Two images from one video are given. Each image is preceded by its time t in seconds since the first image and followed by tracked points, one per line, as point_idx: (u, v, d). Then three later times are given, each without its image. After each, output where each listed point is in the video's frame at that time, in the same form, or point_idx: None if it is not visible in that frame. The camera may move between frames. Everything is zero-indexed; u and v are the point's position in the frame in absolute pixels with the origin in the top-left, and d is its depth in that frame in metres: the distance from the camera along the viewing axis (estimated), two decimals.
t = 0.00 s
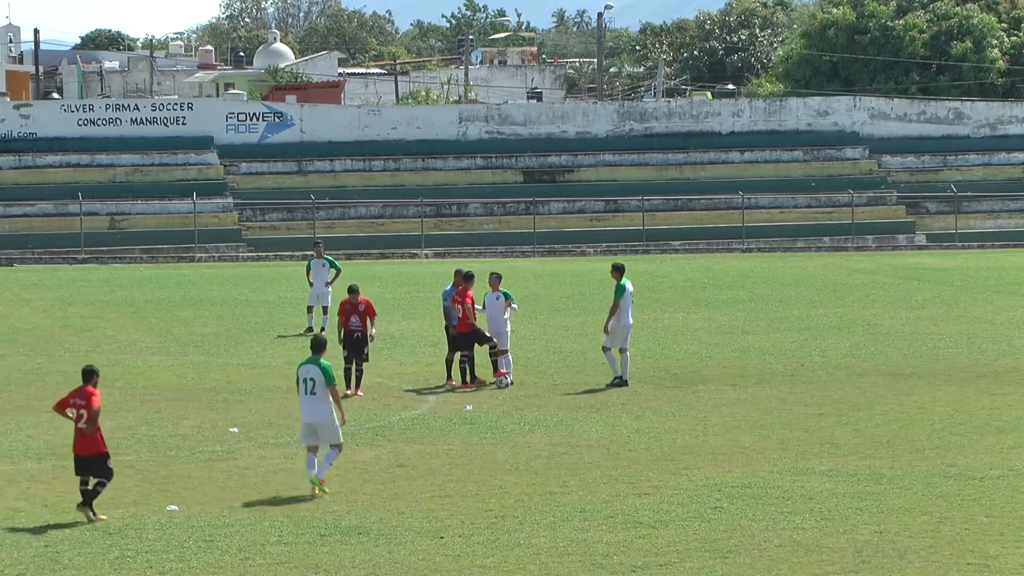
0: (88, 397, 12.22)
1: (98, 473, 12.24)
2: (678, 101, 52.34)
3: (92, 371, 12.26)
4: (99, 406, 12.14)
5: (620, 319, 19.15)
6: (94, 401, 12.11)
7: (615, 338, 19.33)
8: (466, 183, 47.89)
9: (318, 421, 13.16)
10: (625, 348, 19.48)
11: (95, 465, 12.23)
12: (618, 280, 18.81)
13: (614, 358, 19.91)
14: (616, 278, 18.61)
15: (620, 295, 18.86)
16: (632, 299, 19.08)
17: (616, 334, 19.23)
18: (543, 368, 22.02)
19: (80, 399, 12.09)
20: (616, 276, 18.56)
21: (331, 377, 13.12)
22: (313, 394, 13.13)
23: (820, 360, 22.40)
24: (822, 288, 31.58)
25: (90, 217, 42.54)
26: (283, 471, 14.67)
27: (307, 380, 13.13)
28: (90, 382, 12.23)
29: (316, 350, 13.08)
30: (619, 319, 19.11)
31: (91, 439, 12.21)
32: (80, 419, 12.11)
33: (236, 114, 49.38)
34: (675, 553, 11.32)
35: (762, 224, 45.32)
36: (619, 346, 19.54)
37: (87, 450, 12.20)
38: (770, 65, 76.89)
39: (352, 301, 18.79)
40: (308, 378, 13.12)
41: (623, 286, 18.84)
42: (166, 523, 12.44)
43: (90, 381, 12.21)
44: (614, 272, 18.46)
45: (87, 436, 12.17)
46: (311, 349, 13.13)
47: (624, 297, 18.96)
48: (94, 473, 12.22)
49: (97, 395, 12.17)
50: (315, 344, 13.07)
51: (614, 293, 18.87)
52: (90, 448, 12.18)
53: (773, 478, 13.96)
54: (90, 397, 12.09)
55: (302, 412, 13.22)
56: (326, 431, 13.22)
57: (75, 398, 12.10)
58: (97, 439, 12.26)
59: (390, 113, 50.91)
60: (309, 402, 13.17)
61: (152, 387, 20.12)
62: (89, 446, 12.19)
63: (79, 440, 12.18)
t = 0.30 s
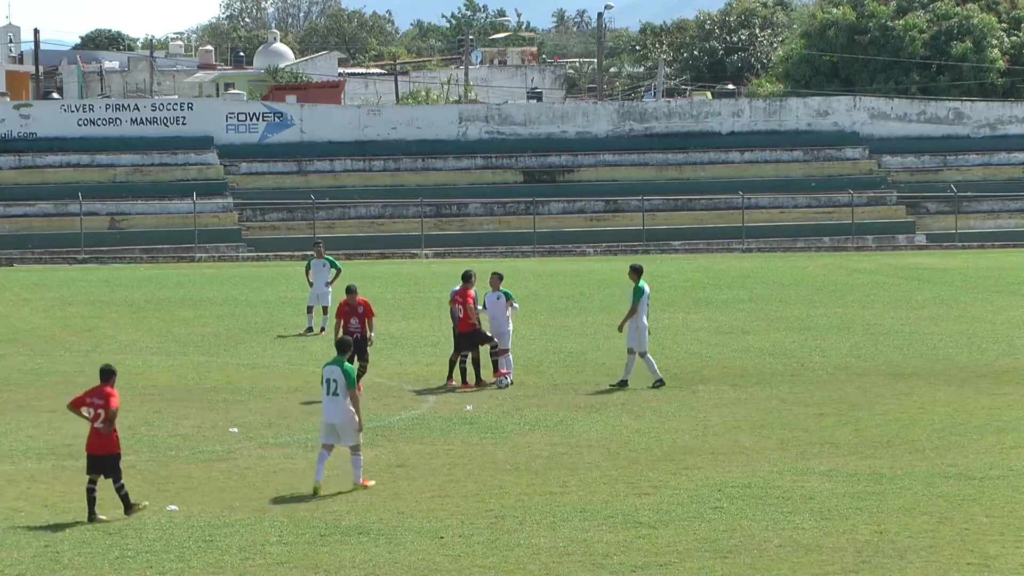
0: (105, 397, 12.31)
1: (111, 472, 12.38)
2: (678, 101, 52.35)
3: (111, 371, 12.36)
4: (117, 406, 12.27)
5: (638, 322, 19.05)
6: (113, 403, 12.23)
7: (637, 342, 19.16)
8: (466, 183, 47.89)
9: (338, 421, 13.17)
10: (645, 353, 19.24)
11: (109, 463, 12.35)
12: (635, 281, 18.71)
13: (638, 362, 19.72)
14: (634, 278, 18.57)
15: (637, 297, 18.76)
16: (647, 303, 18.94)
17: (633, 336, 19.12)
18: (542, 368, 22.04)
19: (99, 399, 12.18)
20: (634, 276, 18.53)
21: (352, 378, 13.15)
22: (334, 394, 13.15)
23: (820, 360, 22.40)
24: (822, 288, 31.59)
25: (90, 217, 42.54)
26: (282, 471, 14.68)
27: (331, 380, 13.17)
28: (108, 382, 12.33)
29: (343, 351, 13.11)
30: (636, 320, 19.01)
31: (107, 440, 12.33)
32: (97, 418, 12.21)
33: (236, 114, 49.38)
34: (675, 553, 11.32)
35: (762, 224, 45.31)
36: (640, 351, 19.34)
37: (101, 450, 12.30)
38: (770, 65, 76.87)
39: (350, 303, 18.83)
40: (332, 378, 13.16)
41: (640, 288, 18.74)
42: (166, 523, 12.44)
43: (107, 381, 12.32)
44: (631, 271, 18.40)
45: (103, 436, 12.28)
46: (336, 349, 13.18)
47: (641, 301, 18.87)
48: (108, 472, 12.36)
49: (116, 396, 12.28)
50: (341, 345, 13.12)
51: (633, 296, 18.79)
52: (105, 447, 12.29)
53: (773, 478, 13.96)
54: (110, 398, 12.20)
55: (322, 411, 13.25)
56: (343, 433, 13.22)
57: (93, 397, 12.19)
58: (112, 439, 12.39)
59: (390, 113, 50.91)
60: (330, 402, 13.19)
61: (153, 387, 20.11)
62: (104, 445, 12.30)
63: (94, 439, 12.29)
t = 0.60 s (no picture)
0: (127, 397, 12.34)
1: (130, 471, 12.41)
2: (678, 101, 52.35)
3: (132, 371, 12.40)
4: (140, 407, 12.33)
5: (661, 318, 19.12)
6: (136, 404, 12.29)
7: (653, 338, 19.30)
8: (466, 183, 47.88)
9: (364, 416, 13.32)
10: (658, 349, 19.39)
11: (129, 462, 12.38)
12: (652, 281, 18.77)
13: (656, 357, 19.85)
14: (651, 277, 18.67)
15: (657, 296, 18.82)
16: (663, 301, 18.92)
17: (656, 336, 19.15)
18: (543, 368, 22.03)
19: (122, 400, 12.22)
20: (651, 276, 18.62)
21: (380, 374, 13.27)
22: (360, 389, 13.30)
23: (820, 360, 22.40)
24: (822, 288, 31.59)
25: (90, 217, 42.54)
26: (282, 471, 14.67)
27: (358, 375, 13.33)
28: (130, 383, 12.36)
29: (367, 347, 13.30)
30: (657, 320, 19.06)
31: (127, 439, 12.37)
32: (118, 418, 12.26)
33: (236, 114, 49.38)
34: (675, 553, 11.33)
35: (762, 224, 45.30)
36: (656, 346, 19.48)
37: (122, 450, 12.35)
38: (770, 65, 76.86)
39: (357, 306, 18.48)
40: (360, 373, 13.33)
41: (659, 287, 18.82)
42: (166, 523, 12.44)
43: (129, 382, 12.37)
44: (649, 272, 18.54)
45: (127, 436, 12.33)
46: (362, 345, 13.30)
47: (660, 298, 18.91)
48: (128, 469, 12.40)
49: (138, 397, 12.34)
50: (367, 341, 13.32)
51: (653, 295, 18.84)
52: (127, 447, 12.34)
53: (773, 478, 13.96)
54: (133, 400, 12.23)
55: (349, 406, 13.40)
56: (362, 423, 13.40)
57: (116, 398, 12.21)
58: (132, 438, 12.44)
59: (390, 113, 50.90)
60: (356, 397, 13.34)
61: (152, 387, 20.11)
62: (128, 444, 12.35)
63: (116, 439, 12.33)
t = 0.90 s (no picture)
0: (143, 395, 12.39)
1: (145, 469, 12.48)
2: (678, 101, 52.36)
3: (150, 371, 12.44)
4: (156, 405, 12.33)
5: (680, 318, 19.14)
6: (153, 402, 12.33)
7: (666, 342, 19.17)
8: (466, 183, 47.87)
9: (392, 416, 13.43)
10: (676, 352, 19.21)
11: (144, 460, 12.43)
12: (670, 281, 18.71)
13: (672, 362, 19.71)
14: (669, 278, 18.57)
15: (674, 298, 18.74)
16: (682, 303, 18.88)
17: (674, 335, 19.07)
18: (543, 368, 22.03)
19: (137, 399, 12.25)
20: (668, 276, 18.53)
21: (406, 373, 13.39)
22: (386, 388, 13.44)
23: (820, 360, 22.41)
24: (822, 288, 31.59)
25: (90, 217, 42.54)
26: (283, 471, 14.67)
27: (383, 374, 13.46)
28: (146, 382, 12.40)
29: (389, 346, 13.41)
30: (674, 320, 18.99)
31: (143, 437, 12.37)
32: (134, 417, 12.25)
33: (236, 114, 49.39)
34: (675, 552, 11.33)
35: (762, 224, 45.29)
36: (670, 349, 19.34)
37: (137, 448, 12.37)
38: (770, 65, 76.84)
39: (365, 303, 18.36)
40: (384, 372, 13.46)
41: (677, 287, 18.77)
42: (165, 523, 12.44)
43: (145, 380, 12.39)
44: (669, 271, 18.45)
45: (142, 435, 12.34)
46: (387, 345, 13.45)
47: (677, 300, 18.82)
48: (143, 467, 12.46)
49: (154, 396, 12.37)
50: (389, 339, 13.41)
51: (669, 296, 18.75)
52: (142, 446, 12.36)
53: (773, 478, 13.96)
54: (149, 398, 12.27)
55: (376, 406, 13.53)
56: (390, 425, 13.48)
57: (132, 397, 12.23)
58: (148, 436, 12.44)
59: (390, 113, 50.88)
60: (384, 396, 13.47)
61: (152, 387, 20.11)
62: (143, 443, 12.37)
63: (132, 438, 12.35)
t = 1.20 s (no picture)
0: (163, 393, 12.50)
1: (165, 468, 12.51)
2: (678, 101, 52.36)
3: (172, 370, 12.55)
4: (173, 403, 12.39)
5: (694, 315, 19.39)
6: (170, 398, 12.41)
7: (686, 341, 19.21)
8: (466, 183, 47.87)
9: (417, 411, 13.50)
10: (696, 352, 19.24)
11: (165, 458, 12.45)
12: (687, 281, 18.77)
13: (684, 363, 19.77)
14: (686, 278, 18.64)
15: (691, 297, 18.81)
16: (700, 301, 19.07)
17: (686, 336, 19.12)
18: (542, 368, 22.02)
19: (155, 395, 12.35)
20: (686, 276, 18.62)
21: (429, 371, 13.46)
22: (411, 385, 13.47)
23: (819, 360, 22.41)
24: (822, 288, 31.58)
25: (90, 217, 42.53)
26: (283, 471, 14.67)
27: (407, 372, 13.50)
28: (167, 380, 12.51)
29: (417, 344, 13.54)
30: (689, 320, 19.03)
31: (162, 435, 12.38)
32: (152, 413, 12.33)
33: (236, 113, 49.38)
34: (675, 552, 11.32)
35: (762, 224, 45.28)
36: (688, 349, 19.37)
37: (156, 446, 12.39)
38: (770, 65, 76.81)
39: (371, 309, 18.13)
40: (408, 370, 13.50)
41: (693, 288, 18.79)
42: (166, 523, 12.44)
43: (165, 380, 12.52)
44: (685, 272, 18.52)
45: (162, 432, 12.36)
46: (414, 343, 13.56)
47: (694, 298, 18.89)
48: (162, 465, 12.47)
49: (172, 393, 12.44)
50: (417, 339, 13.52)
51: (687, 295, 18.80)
52: (161, 444, 12.36)
53: (773, 478, 13.96)
54: (165, 394, 12.36)
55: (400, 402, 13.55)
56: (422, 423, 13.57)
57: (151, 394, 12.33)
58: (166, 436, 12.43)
59: (390, 113, 50.86)
60: (408, 393, 13.51)
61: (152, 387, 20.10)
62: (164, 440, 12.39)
63: (150, 436, 12.38)
